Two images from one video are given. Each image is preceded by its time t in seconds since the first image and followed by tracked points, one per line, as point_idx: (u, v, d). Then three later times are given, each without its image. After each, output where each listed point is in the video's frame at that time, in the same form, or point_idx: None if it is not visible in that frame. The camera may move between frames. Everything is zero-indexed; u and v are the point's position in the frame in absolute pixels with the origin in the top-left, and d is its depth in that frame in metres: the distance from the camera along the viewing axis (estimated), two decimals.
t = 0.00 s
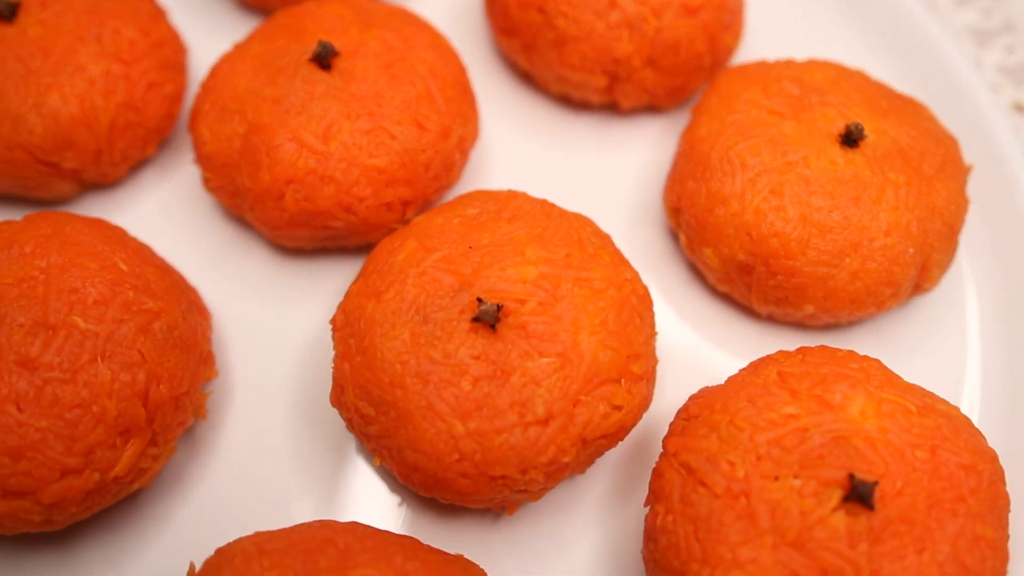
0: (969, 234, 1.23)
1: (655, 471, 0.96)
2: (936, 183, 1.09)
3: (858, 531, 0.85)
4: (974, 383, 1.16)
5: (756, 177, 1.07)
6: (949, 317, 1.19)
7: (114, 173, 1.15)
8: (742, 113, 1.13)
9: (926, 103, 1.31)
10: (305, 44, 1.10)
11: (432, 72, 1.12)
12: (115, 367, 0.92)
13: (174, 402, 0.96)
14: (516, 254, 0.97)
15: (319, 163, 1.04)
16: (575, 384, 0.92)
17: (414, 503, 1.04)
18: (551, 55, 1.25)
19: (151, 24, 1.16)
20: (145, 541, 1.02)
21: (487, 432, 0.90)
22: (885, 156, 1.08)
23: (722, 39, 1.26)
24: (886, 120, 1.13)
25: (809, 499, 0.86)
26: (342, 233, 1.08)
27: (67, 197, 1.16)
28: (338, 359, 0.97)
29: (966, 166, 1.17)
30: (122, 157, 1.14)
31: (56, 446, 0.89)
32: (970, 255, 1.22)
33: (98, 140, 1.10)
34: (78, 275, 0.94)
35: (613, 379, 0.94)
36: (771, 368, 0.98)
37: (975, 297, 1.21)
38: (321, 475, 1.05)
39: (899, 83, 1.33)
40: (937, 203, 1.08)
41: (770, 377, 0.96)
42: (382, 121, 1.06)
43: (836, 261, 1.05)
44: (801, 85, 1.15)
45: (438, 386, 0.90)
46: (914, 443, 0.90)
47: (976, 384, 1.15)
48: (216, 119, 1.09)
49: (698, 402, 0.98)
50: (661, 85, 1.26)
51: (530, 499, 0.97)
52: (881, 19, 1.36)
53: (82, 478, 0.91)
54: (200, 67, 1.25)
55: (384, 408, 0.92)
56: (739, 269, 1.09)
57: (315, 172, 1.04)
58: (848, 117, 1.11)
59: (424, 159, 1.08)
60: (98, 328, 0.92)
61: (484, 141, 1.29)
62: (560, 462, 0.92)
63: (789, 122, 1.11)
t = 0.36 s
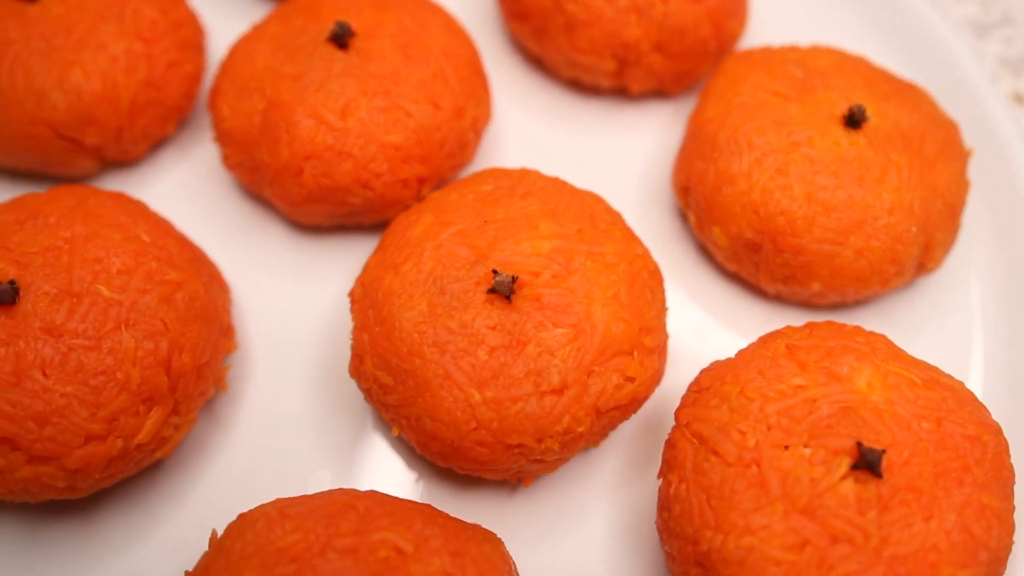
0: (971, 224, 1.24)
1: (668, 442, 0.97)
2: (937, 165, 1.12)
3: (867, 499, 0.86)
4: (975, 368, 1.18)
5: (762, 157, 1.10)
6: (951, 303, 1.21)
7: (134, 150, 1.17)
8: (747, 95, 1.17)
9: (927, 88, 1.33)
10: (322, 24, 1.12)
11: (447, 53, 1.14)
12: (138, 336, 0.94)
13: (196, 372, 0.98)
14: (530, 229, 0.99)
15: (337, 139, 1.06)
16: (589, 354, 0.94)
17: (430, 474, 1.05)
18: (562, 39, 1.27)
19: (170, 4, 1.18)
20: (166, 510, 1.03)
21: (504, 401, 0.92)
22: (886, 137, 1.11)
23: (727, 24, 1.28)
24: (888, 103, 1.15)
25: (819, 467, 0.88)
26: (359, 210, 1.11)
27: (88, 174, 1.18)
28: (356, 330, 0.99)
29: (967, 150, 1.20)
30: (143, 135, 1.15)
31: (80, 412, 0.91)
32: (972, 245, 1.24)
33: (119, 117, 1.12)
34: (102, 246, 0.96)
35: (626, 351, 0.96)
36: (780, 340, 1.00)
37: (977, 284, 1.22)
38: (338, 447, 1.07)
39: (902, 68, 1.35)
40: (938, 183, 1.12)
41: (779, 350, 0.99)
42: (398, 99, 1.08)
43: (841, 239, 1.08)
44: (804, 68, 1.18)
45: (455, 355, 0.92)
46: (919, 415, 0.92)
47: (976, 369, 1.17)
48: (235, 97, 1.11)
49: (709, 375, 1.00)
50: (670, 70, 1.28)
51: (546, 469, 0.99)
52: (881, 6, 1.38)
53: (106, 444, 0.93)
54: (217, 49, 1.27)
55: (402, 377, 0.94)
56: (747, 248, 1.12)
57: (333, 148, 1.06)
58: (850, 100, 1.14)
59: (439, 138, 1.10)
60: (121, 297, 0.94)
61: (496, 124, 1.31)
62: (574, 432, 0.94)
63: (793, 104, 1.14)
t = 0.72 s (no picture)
0: (979, 212, 1.26)
1: (688, 416, 0.99)
2: (947, 150, 1.15)
3: (885, 470, 0.88)
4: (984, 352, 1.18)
5: (777, 139, 1.13)
6: (959, 288, 1.22)
7: (158, 129, 1.19)
8: (762, 80, 1.19)
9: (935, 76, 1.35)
10: (345, 7, 1.14)
11: (468, 35, 1.15)
12: (168, 307, 0.95)
13: (224, 344, 1.00)
14: (552, 206, 1.01)
15: (361, 118, 1.08)
16: (611, 328, 0.95)
17: (453, 448, 1.07)
18: (579, 25, 1.28)
19: None
20: (190, 481, 1.05)
21: (528, 372, 0.93)
22: (897, 122, 1.13)
23: (741, 12, 1.30)
24: (898, 89, 1.18)
25: (837, 438, 0.90)
26: (381, 188, 1.12)
27: (114, 154, 1.19)
28: (382, 304, 1.01)
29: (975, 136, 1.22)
30: (168, 115, 1.17)
31: (112, 380, 0.92)
32: (980, 232, 1.25)
33: (145, 96, 1.14)
34: (131, 218, 0.98)
35: (647, 327, 0.98)
36: (796, 317, 1.03)
37: (985, 271, 1.23)
38: (362, 420, 1.08)
39: (911, 57, 1.37)
40: (949, 166, 1.14)
41: (796, 326, 1.01)
42: (421, 80, 1.10)
43: (855, 220, 1.10)
44: (817, 55, 1.21)
45: (480, 327, 0.94)
46: (934, 390, 0.94)
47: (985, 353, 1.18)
48: (260, 76, 1.13)
49: (728, 350, 1.02)
50: (685, 56, 1.30)
51: (569, 443, 1.01)
52: None
53: (136, 413, 0.94)
54: (239, 31, 1.28)
55: (428, 349, 0.96)
56: (762, 229, 1.14)
57: (357, 127, 1.08)
58: (861, 86, 1.17)
59: (461, 118, 1.12)
60: (152, 268, 0.96)
61: (514, 109, 1.33)
62: (597, 405, 0.96)
63: (807, 89, 1.16)
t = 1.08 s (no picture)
0: (993, 200, 1.27)
1: (712, 392, 1.00)
2: (965, 138, 1.16)
3: (907, 446, 0.90)
4: (1000, 335, 1.19)
5: (799, 125, 1.15)
6: (972, 274, 1.23)
7: (185, 109, 1.20)
8: (783, 68, 1.21)
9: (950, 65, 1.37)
10: None
11: (494, 21, 1.17)
12: (201, 280, 0.97)
13: (253, 318, 1.02)
14: (579, 186, 1.02)
15: (390, 99, 1.10)
16: (637, 307, 0.97)
17: (476, 423, 1.08)
18: (602, 13, 1.30)
19: None
20: (216, 452, 1.06)
21: (557, 347, 0.96)
22: (918, 111, 1.16)
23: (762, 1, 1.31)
24: (918, 78, 1.20)
25: (860, 415, 0.91)
26: (408, 168, 1.14)
27: (139, 132, 1.21)
28: (411, 281, 1.03)
29: (992, 125, 1.23)
30: (195, 95, 1.18)
31: (144, 351, 0.94)
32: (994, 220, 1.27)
33: (174, 76, 1.15)
34: (165, 194, 1.00)
35: (671, 305, 1.00)
36: (818, 297, 1.05)
37: (999, 257, 1.24)
38: (387, 395, 1.10)
39: (929, 47, 1.39)
40: (967, 154, 1.16)
41: (819, 306, 1.03)
42: (449, 63, 1.12)
43: (875, 205, 1.12)
44: (837, 43, 1.23)
45: (510, 304, 0.96)
46: (954, 369, 0.96)
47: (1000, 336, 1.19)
48: (289, 58, 1.14)
49: (751, 328, 1.04)
50: (705, 44, 1.31)
51: (592, 418, 1.03)
52: None
53: (168, 384, 0.96)
54: (264, 15, 1.30)
55: (458, 324, 0.98)
56: (782, 212, 1.16)
57: (386, 109, 1.10)
58: (882, 74, 1.19)
59: (487, 101, 1.14)
60: (185, 243, 0.97)
61: (535, 94, 1.34)
62: (623, 380, 0.98)
63: (828, 77, 1.18)
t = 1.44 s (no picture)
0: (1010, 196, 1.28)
1: (732, 373, 1.02)
2: (985, 130, 1.18)
3: (925, 427, 0.91)
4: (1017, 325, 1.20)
5: (821, 115, 1.17)
6: (990, 266, 1.24)
7: (212, 91, 1.22)
8: (807, 60, 1.23)
9: (969, 58, 1.38)
10: None
11: (522, 9, 1.20)
12: (230, 256, 0.99)
13: (279, 295, 1.04)
14: (604, 171, 1.06)
15: (418, 82, 1.12)
16: (660, 288, 1.00)
17: (497, 403, 1.10)
18: (626, 3, 1.31)
19: None
20: (239, 427, 1.08)
21: (581, 326, 0.98)
22: (938, 101, 1.18)
23: None
24: (939, 71, 1.22)
25: (880, 396, 0.93)
26: (433, 152, 1.16)
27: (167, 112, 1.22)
28: (436, 260, 1.05)
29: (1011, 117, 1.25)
30: (223, 77, 1.20)
31: (173, 324, 0.95)
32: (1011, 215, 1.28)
33: (203, 58, 1.17)
34: (196, 171, 1.02)
35: (692, 288, 1.02)
36: (838, 282, 1.06)
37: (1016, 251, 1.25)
38: (407, 374, 1.12)
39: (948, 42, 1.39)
40: (986, 146, 1.17)
41: (839, 291, 1.04)
42: (477, 48, 1.14)
43: (895, 194, 1.14)
44: (860, 36, 1.25)
45: (535, 283, 0.98)
46: (972, 354, 0.97)
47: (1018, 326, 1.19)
48: (319, 42, 1.17)
49: (771, 312, 1.06)
50: (727, 36, 1.33)
51: (611, 399, 1.05)
52: None
53: (195, 356, 0.97)
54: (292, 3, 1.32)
55: (483, 303, 1.00)
56: (802, 201, 1.17)
57: (414, 92, 1.12)
58: (904, 67, 1.21)
59: (513, 87, 1.16)
60: (214, 219, 0.99)
61: (558, 83, 1.36)
62: (644, 360, 1.00)
63: (851, 68, 1.20)
